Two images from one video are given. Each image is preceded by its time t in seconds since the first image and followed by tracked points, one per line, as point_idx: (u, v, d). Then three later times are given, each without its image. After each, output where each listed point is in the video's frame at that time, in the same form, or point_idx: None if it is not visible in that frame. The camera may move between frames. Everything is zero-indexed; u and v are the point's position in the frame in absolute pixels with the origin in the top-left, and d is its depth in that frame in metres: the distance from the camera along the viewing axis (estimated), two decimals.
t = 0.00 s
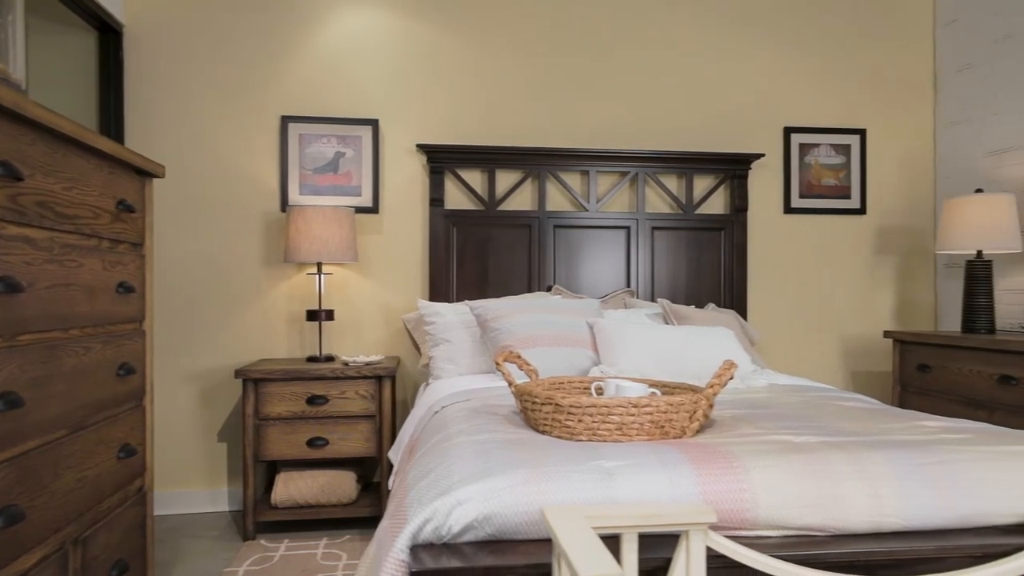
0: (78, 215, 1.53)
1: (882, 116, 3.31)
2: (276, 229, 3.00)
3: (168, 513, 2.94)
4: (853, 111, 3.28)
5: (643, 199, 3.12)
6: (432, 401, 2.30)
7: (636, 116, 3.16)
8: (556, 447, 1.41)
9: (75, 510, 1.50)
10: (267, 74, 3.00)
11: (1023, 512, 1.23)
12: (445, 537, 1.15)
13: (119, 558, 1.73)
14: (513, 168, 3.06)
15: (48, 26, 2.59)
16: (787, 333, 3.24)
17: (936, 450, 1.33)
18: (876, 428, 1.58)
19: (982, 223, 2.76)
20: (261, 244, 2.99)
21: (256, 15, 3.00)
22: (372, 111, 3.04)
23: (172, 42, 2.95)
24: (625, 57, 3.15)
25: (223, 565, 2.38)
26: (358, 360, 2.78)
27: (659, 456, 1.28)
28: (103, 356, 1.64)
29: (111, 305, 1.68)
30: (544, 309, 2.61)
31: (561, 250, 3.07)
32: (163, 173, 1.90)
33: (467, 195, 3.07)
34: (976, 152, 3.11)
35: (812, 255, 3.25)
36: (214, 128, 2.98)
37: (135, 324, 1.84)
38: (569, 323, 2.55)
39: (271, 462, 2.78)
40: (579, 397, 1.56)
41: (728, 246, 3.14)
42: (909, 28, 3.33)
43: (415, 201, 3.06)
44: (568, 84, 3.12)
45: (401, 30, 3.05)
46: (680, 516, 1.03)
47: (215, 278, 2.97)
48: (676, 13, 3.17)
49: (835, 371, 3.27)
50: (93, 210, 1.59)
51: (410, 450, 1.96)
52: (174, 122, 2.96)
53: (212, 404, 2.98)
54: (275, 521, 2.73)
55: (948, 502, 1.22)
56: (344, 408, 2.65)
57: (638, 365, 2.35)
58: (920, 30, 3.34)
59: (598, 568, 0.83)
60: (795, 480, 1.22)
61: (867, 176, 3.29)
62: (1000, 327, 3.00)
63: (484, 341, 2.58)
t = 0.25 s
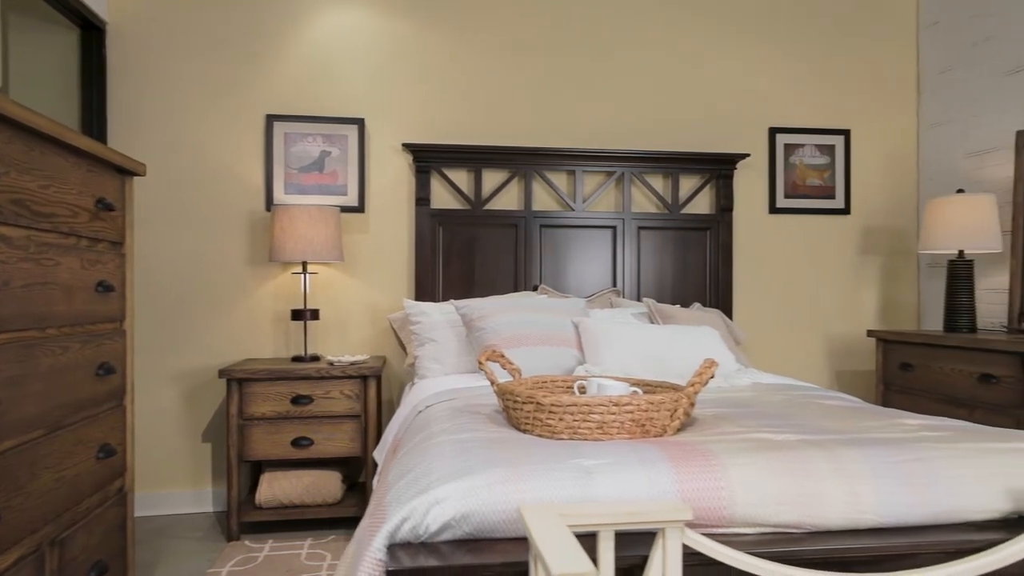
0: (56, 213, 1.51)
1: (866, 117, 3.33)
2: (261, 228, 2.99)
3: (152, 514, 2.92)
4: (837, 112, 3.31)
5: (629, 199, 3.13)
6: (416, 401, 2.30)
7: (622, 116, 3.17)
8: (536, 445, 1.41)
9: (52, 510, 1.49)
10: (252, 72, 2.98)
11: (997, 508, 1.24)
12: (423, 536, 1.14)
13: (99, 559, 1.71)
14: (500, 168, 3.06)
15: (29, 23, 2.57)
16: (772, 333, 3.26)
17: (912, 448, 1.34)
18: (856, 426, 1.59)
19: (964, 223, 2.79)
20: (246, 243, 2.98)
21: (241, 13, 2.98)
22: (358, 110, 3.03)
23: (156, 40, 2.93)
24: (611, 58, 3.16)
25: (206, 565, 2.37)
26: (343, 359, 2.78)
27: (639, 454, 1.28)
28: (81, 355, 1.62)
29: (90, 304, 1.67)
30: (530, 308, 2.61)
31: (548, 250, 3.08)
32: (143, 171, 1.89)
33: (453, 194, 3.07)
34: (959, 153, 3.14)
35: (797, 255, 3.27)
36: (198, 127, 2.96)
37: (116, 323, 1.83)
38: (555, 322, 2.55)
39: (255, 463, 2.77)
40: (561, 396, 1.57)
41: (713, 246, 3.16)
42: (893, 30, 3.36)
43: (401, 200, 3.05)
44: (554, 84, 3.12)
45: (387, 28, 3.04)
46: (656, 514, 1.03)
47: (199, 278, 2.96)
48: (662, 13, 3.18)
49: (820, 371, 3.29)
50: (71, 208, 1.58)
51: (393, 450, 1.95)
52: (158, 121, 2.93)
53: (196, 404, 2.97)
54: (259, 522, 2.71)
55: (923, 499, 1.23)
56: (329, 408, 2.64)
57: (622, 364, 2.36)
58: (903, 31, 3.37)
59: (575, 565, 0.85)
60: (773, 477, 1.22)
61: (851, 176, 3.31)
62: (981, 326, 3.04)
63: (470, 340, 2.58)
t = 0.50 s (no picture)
0: (32, 211, 1.50)
1: (850, 117, 3.35)
2: (245, 227, 2.97)
3: (135, 515, 2.90)
4: (822, 112, 3.33)
5: (615, 198, 3.14)
6: (400, 400, 2.29)
7: (608, 115, 3.17)
8: (516, 444, 1.41)
9: (28, 511, 1.47)
10: (236, 70, 2.97)
11: (971, 504, 1.26)
12: (400, 534, 1.14)
13: (77, 560, 1.70)
14: (486, 167, 3.06)
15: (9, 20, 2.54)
16: (758, 332, 3.27)
17: (888, 445, 1.35)
18: (834, 424, 1.60)
19: (945, 223, 2.82)
20: (230, 242, 2.96)
21: (225, 10, 2.96)
22: (343, 108, 3.02)
23: (139, 37, 2.91)
24: (597, 57, 3.16)
25: (189, 566, 2.36)
26: (328, 359, 2.77)
27: (617, 453, 1.28)
28: (59, 355, 1.61)
29: (68, 303, 1.65)
30: (515, 307, 2.61)
31: (533, 249, 3.08)
32: (123, 169, 1.88)
33: (439, 194, 3.07)
34: (941, 154, 3.17)
35: (782, 254, 3.29)
36: (182, 125, 2.94)
37: (95, 322, 1.82)
38: (540, 321, 2.56)
39: (239, 463, 2.75)
40: (542, 395, 1.57)
41: (699, 246, 3.17)
42: (876, 31, 3.39)
43: (386, 199, 3.05)
44: (540, 83, 3.13)
45: (373, 27, 3.03)
46: (631, 511, 1.04)
47: (183, 277, 2.94)
48: (648, 13, 3.20)
49: (804, 369, 3.31)
50: (48, 206, 1.57)
51: (376, 449, 1.95)
52: (141, 119, 2.91)
53: (180, 404, 2.95)
54: (243, 522, 2.70)
55: (898, 496, 1.24)
56: (313, 407, 2.63)
57: (606, 363, 2.36)
58: (887, 33, 3.40)
59: (549, 563, 0.85)
60: (749, 475, 1.23)
61: (836, 176, 3.33)
62: (963, 325, 3.06)
63: (455, 339, 2.58)
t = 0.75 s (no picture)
0: (8, 209, 1.49)
1: (834, 117, 3.38)
2: (229, 227, 2.95)
3: (118, 516, 2.87)
4: (806, 112, 3.35)
5: (600, 198, 3.15)
6: (384, 399, 2.29)
7: (594, 115, 3.18)
8: (495, 442, 1.41)
9: (3, 513, 1.46)
10: (220, 69, 2.95)
11: (945, 500, 1.27)
12: (377, 533, 1.14)
13: (54, 562, 1.68)
14: (472, 166, 3.06)
15: None
16: (743, 331, 3.29)
17: (864, 442, 1.36)
18: (813, 421, 1.61)
19: (926, 222, 2.84)
20: (214, 241, 2.94)
21: (209, 8, 2.95)
22: (328, 107, 3.01)
23: (122, 35, 2.89)
24: (583, 57, 3.17)
25: (171, 567, 2.34)
26: (312, 358, 2.76)
27: (595, 450, 1.29)
28: (36, 354, 1.60)
29: (45, 302, 1.64)
30: (499, 307, 2.61)
31: (519, 249, 3.08)
32: (103, 167, 1.87)
33: (425, 193, 3.07)
34: (922, 154, 3.20)
35: (766, 254, 3.31)
36: (166, 123, 2.92)
37: (74, 321, 1.80)
38: (524, 320, 2.56)
39: (223, 463, 2.74)
40: (522, 393, 1.57)
41: (684, 245, 3.18)
42: (860, 32, 3.41)
43: (372, 198, 3.04)
44: (525, 82, 3.13)
45: (358, 25, 3.02)
46: (607, 509, 1.04)
47: (166, 276, 2.92)
48: (633, 13, 3.21)
49: (788, 368, 3.34)
50: (25, 204, 1.55)
51: (358, 448, 1.94)
52: (124, 117, 2.89)
53: (163, 404, 2.92)
54: (227, 523, 2.68)
55: (872, 492, 1.25)
56: (297, 407, 2.62)
57: (590, 361, 2.37)
58: (870, 34, 3.42)
59: (520, 558, 0.85)
60: (726, 472, 1.24)
61: (820, 176, 3.35)
62: (945, 324, 3.09)
63: (439, 339, 2.58)
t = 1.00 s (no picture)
0: None
1: (818, 118, 3.40)
2: (213, 225, 2.94)
3: (100, 517, 2.85)
4: (790, 112, 3.37)
5: (586, 197, 3.15)
6: (368, 398, 2.28)
7: (580, 114, 3.19)
8: (476, 440, 1.41)
9: None
10: (204, 67, 2.93)
11: (919, 496, 1.28)
12: (354, 531, 1.14)
13: (31, 563, 1.67)
14: (458, 165, 3.06)
15: None
16: (729, 330, 3.31)
17: (841, 439, 1.37)
18: (793, 419, 1.62)
19: (908, 222, 2.87)
20: (198, 240, 2.93)
21: (192, 5, 2.93)
22: (313, 105, 3.00)
23: (104, 32, 2.86)
24: (569, 57, 3.17)
25: (153, 568, 2.32)
26: (297, 357, 2.75)
27: (574, 448, 1.29)
28: (12, 353, 1.58)
29: (22, 301, 1.62)
30: (484, 306, 2.61)
31: (505, 248, 3.08)
32: (82, 164, 1.85)
33: (411, 192, 3.06)
34: (905, 154, 3.23)
35: (751, 253, 3.33)
36: (149, 121, 2.90)
37: (52, 320, 1.78)
38: (509, 319, 2.56)
39: (206, 463, 2.72)
40: (503, 391, 1.57)
41: (670, 244, 3.19)
42: (844, 34, 3.44)
43: (357, 197, 3.03)
44: (511, 81, 3.13)
45: (343, 24, 3.01)
46: (584, 505, 1.05)
47: (149, 275, 2.89)
48: (618, 13, 3.21)
49: (773, 367, 3.35)
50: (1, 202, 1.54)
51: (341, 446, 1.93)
52: (106, 115, 2.86)
53: (147, 404, 2.90)
54: (210, 523, 2.67)
55: (848, 488, 1.26)
56: (281, 406, 2.61)
57: (574, 360, 2.38)
58: (853, 35, 3.45)
59: (493, 555, 0.86)
60: (703, 469, 1.24)
61: (804, 176, 3.37)
62: (927, 322, 3.12)
63: (424, 338, 2.57)
